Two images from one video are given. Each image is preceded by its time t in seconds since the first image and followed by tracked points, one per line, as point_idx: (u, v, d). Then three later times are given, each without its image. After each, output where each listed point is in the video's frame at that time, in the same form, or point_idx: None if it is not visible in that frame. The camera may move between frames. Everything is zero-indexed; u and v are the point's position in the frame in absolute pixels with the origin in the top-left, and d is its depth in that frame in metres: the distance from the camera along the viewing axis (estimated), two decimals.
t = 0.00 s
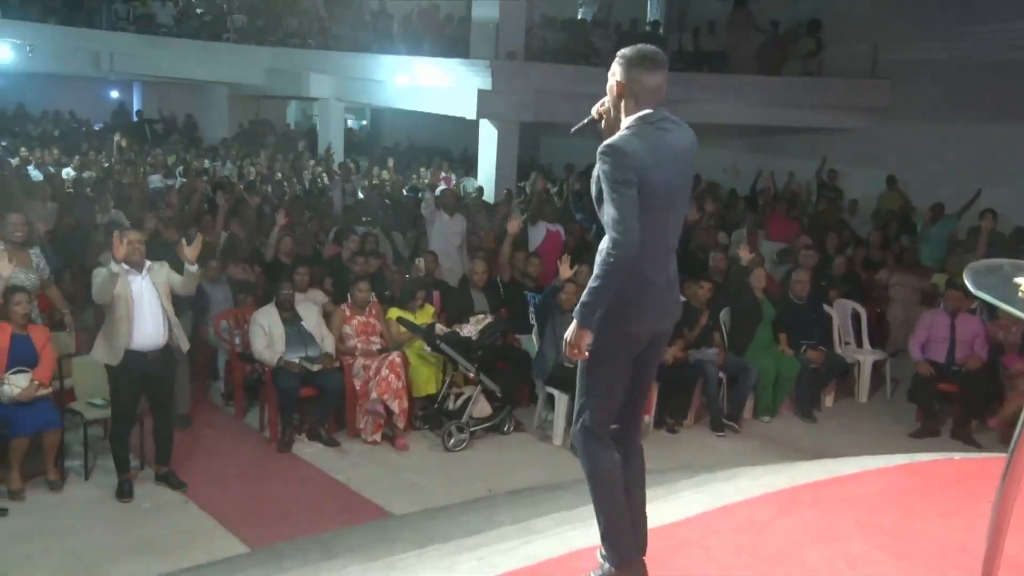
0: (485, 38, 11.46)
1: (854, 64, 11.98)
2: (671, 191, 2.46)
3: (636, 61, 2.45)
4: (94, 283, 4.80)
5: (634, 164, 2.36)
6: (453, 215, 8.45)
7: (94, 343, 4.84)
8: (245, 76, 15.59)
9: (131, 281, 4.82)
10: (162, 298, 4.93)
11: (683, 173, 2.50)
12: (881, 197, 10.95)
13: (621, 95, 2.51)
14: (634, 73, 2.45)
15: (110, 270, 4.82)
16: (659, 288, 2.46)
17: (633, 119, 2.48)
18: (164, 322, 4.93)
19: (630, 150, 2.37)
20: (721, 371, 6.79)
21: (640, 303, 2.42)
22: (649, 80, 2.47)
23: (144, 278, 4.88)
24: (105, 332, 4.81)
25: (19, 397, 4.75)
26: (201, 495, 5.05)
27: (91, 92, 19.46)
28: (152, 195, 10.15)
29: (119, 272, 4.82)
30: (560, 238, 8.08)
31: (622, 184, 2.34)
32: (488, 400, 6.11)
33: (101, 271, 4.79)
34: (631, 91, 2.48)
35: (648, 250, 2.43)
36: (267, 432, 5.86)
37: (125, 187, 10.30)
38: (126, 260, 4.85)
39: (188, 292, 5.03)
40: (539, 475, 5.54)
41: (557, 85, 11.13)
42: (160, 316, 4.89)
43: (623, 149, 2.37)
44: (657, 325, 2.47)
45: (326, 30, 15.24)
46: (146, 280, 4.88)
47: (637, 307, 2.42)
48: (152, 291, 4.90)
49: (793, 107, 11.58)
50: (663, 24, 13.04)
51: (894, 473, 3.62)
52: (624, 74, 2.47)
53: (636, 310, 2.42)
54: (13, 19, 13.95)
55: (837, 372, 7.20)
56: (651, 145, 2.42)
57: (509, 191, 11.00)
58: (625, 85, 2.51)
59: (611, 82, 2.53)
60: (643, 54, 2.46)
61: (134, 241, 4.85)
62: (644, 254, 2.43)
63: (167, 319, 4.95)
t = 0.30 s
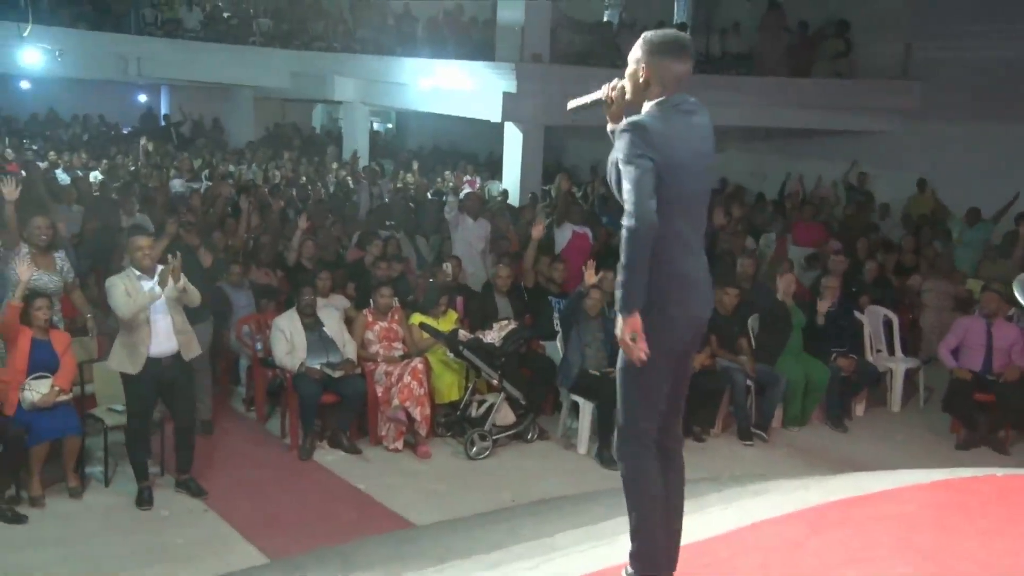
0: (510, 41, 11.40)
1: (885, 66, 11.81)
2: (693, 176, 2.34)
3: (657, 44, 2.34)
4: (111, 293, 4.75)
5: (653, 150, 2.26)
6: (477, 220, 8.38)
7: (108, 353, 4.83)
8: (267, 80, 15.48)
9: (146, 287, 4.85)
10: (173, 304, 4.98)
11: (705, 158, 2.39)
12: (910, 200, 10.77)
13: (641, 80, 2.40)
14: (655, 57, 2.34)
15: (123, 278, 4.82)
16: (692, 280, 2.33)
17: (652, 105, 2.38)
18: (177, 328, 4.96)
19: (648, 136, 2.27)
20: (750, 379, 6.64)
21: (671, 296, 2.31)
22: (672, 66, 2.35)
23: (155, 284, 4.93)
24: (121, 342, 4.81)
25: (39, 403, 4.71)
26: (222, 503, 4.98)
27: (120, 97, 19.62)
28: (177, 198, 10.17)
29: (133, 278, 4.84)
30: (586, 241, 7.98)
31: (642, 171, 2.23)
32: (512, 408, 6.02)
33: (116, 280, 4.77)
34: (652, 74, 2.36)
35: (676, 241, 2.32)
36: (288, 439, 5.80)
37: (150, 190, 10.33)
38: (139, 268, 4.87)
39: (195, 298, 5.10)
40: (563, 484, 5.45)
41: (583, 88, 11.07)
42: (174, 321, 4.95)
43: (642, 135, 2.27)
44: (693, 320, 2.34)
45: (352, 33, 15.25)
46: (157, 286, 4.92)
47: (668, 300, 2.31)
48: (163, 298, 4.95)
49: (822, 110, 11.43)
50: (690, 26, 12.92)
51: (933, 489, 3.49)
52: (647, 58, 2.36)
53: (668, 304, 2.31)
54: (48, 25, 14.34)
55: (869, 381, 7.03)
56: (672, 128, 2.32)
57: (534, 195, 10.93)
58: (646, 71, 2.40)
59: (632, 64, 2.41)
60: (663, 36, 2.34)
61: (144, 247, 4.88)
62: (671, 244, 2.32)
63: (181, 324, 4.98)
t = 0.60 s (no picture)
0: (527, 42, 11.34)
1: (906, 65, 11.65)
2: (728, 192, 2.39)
3: (653, 61, 2.41)
4: (118, 297, 4.76)
5: (693, 170, 2.30)
6: (492, 222, 8.29)
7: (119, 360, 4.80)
8: (286, 81, 15.43)
9: (153, 291, 4.82)
10: (182, 307, 4.89)
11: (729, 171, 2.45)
12: (930, 200, 10.60)
13: (645, 96, 2.45)
14: (652, 74, 2.40)
15: (131, 283, 4.82)
16: (737, 293, 2.38)
17: (676, 125, 2.42)
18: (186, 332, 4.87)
19: (689, 159, 2.31)
20: (770, 384, 6.52)
21: (717, 315, 2.34)
22: (673, 78, 2.42)
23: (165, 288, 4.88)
24: (129, 347, 4.77)
25: (50, 407, 4.66)
26: (233, 509, 4.92)
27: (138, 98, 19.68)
28: (193, 199, 10.15)
29: (141, 282, 4.82)
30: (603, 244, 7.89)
31: (685, 194, 2.28)
32: (527, 413, 5.93)
33: (122, 284, 4.77)
34: (647, 87, 2.44)
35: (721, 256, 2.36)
36: (301, 443, 5.74)
37: (166, 191, 10.32)
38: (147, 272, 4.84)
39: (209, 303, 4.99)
40: (580, 491, 5.36)
41: (600, 88, 10.99)
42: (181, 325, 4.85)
43: (679, 158, 2.31)
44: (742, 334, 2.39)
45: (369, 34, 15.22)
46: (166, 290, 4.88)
47: (716, 318, 2.34)
48: (173, 301, 4.87)
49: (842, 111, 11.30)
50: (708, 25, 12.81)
51: (962, 503, 3.38)
52: (642, 68, 2.42)
53: (717, 323, 2.34)
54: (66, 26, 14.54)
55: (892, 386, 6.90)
56: (701, 146, 2.36)
57: (550, 196, 10.86)
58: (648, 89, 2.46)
59: (627, 77, 2.48)
60: (655, 55, 2.41)
61: (152, 250, 4.81)
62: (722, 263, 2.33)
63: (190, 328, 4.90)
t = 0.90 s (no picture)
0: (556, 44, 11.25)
1: (943, 66, 11.42)
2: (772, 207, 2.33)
3: (690, 59, 2.30)
4: (144, 300, 4.68)
5: (761, 186, 2.21)
6: (520, 228, 8.20)
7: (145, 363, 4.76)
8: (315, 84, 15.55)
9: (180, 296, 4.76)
10: (210, 313, 4.82)
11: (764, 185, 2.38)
12: (963, 204, 10.34)
13: (683, 96, 2.33)
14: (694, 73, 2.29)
15: (159, 286, 4.76)
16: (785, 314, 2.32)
17: (723, 135, 2.31)
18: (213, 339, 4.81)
19: (755, 174, 2.21)
20: (804, 394, 6.34)
21: (781, 338, 2.23)
22: (712, 78, 2.33)
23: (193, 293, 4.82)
24: (155, 351, 4.72)
25: (73, 415, 4.60)
26: (255, 519, 4.84)
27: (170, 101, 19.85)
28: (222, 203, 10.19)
29: (169, 286, 4.76)
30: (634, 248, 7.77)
31: (756, 211, 2.19)
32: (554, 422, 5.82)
33: (150, 287, 4.70)
34: (685, 86, 2.32)
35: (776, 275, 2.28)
36: (325, 452, 5.66)
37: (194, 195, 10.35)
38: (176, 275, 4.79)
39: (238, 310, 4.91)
40: (607, 504, 5.24)
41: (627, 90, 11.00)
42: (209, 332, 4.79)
43: (747, 172, 2.21)
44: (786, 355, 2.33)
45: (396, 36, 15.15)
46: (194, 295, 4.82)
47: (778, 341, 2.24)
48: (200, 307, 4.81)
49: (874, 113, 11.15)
50: (739, 27, 12.67)
51: (1012, 528, 3.21)
52: (679, 64, 2.31)
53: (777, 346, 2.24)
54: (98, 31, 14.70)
55: (930, 397, 6.70)
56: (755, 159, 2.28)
57: (579, 200, 10.78)
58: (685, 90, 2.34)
59: (658, 74, 2.35)
60: (697, 56, 2.29)
61: (182, 255, 4.75)
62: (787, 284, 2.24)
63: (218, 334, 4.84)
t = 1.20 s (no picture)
0: (586, 45, 11.11)
1: (983, 66, 11.14)
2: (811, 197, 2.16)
3: (765, 43, 2.12)
4: (178, 301, 4.59)
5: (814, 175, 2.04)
6: (548, 231, 8.06)
7: (173, 365, 4.64)
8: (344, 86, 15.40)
9: (214, 299, 4.65)
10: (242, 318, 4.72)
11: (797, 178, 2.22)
12: (1005, 208, 10.06)
13: (752, 79, 2.14)
14: (769, 54, 2.11)
15: (193, 288, 4.66)
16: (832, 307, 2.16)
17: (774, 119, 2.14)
18: (243, 344, 4.72)
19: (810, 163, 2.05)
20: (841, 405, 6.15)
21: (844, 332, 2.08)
22: (779, 71, 2.15)
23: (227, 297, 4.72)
24: (185, 355, 4.62)
25: (94, 423, 4.52)
26: (277, 530, 4.75)
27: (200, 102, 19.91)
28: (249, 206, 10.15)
29: (203, 288, 4.66)
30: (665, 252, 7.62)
31: (815, 198, 2.01)
32: (582, 433, 5.68)
33: (184, 289, 4.61)
34: (757, 67, 2.13)
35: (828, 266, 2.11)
36: (349, 460, 5.57)
37: (221, 197, 10.32)
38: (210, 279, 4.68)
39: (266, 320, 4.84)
40: (637, 518, 5.09)
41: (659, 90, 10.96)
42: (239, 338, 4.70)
43: (803, 160, 2.04)
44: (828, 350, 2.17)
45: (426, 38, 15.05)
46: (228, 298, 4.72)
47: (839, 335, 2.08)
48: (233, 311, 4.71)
49: (913, 115, 10.89)
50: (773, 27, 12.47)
51: None
52: (755, 46, 2.12)
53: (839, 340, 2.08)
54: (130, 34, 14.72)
55: (972, 408, 6.47)
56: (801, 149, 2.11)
57: (609, 203, 10.63)
58: (747, 72, 2.14)
59: (726, 50, 2.16)
60: (767, 35, 2.13)
61: (218, 258, 4.63)
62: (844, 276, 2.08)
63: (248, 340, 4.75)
